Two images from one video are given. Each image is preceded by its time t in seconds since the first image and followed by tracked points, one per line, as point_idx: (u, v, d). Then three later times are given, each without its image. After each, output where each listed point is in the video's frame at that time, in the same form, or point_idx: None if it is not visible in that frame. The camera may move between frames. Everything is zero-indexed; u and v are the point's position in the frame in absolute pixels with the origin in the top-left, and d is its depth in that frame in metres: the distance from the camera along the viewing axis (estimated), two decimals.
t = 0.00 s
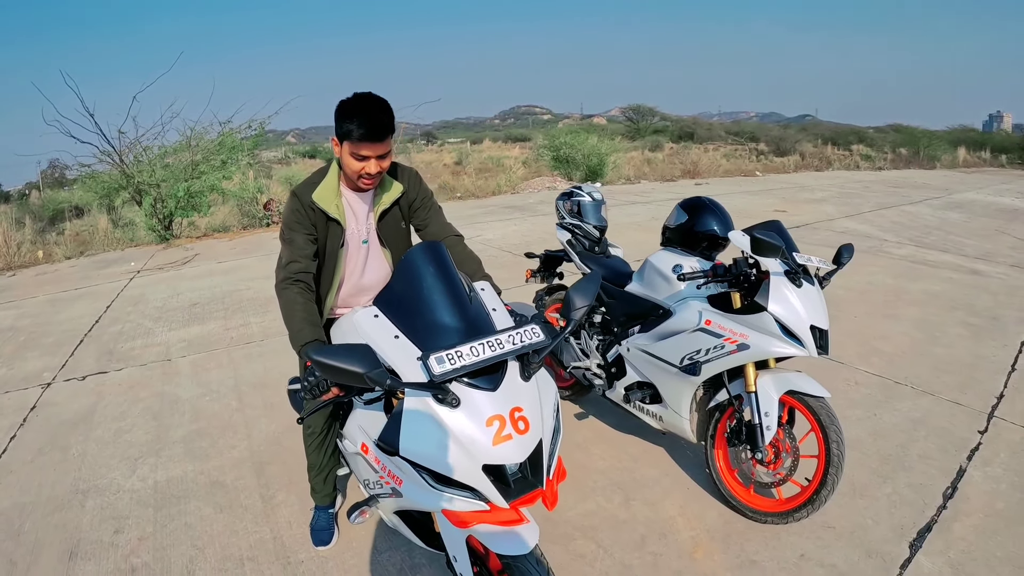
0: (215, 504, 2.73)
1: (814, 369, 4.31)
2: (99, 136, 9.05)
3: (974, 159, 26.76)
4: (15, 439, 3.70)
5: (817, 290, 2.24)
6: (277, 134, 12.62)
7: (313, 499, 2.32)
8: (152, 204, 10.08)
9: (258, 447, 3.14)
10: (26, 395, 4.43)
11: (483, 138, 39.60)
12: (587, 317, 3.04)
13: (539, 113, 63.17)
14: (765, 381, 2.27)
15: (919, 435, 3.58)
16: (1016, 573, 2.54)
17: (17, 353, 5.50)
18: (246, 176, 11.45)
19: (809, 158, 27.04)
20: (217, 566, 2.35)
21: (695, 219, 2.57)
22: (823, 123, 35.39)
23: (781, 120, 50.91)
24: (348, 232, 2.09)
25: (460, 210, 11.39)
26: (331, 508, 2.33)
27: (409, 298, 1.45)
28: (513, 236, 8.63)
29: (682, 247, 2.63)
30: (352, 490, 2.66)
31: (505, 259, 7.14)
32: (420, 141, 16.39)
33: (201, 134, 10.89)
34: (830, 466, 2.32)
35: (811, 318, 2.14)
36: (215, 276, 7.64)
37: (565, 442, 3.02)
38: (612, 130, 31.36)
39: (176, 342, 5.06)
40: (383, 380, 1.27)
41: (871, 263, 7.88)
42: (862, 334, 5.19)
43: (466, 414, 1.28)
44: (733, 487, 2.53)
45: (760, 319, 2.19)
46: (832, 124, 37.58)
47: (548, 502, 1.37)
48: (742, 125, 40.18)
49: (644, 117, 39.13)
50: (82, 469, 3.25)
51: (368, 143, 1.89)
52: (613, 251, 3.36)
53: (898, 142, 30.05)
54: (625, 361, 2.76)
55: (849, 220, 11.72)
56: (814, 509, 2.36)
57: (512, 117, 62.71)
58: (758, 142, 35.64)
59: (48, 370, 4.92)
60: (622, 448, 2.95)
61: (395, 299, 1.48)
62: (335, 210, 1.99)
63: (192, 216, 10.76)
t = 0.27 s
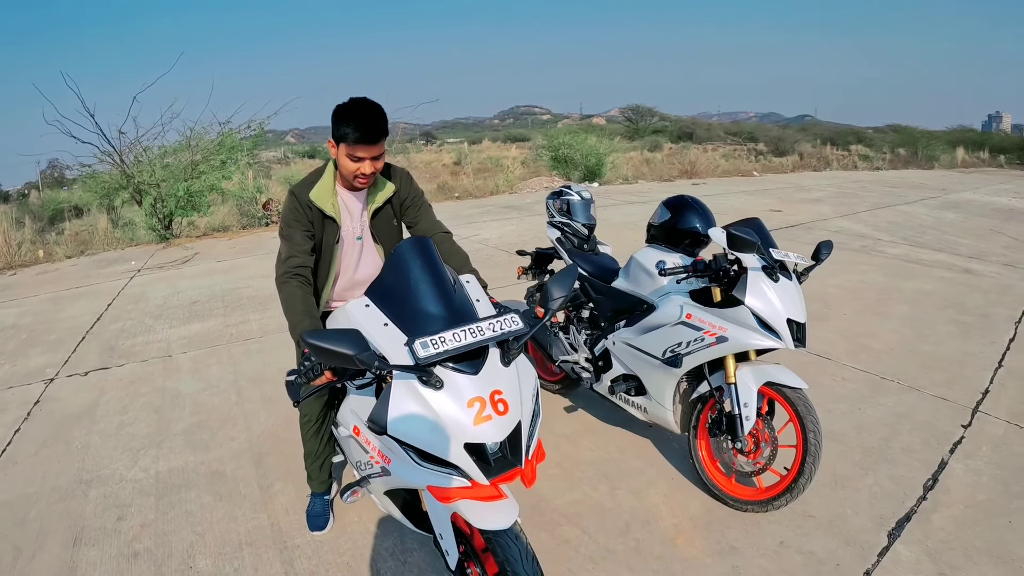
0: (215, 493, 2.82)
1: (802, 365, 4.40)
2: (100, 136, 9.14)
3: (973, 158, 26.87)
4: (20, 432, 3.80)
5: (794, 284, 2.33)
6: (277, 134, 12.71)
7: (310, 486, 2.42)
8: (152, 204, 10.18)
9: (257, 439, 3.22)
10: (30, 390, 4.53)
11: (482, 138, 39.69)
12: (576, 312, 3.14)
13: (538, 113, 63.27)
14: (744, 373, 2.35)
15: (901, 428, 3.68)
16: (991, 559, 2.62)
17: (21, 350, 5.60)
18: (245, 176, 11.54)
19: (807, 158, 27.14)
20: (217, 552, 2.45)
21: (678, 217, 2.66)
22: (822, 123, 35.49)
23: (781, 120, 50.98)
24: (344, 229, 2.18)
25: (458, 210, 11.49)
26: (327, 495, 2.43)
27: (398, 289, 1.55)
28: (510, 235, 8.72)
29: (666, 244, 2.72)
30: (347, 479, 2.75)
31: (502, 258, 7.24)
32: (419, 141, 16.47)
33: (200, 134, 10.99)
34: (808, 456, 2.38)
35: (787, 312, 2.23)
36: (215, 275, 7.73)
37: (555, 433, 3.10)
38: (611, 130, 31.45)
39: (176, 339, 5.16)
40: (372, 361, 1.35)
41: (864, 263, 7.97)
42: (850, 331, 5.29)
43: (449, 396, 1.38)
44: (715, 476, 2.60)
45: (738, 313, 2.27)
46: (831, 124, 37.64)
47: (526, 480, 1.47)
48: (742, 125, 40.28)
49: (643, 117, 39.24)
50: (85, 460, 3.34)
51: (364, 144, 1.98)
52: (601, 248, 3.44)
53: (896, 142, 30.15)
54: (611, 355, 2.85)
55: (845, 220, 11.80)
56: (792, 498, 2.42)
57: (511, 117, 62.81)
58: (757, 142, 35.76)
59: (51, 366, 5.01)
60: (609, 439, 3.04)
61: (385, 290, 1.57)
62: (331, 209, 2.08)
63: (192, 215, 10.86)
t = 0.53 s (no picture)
0: (223, 481, 2.94)
1: (793, 361, 4.52)
2: (103, 137, 9.25)
3: (970, 159, 26.99)
4: (32, 425, 3.92)
5: (777, 280, 2.44)
6: (277, 135, 12.82)
7: (316, 473, 2.54)
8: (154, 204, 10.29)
9: (263, 430, 3.34)
10: (39, 386, 4.64)
11: (482, 138, 39.78)
12: (571, 308, 3.27)
13: (538, 114, 63.37)
14: (730, 365, 2.46)
15: (887, 421, 3.80)
16: (968, 544, 2.73)
17: (28, 347, 5.72)
18: (246, 176, 11.65)
19: (806, 158, 27.26)
20: (226, 536, 2.56)
21: (667, 216, 2.78)
22: (820, 124, 35.61)
23: (780, 120, 51.07)
24: (350, 226, 2.29)
25: (458, 210, 11.61)
26: (332, 481, 2.55)
27: (404, 282, 1.67)
28: (508, 235, 8.84)
29: (656, 242, 2.83)
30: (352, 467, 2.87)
31: (500, 257, 7.35)
32: (419, 141, 16.58)
33: (202, 135, 11.09)
34: (791, 443, 2.49)
35: (770, 306, 2.35)
36: (217, 274, 7.84)
37: (550, 425, 3.23)
38: (610, 130, 31.55)
39: (181, 336, 5.27)
40: (381, 344, 1.47)
41: (857, 262, 8.09)
42: (841, 328, 5.41)
43: (450, 378, 1.51)
44: (703, 464, 2.72)
45: (723, 307, 2.39)
46: (830, 124, 37.75)
47: (521, 457, 1.59)
48: (741, 126, 40.38)
49: (642, 118, 39.39)
50: (96, 451, 3.46)
51: (372, 146, 2.09)
52: (596, 247, 3.56)
53: (894, 143, 30.27)
54: (604, 348, 2.97)
55: (841, 219, 11.92)
56: (776, 483, 2.54)
57: (511, 117, 62.92)
58: (756, 143, 35.88)
59: (59, 362, 5.13)
60: (603, 430, 3.16)
61: (391, 283, 1.70)
62: (339, 207, 2.20)
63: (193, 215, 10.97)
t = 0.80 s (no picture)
0: (235, 466, 3.06)
1: (787, 353, 4.65)
2: (108, 138, 9.37)
3: (969, 159, 27.12)
4: (46, 416, 4.03)
5: (766, 270, 2.57)
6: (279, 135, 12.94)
7: (327, 455, 2.66)
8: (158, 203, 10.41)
9: (273, 418, 3.47)
10: (50, 379, 4.75)
11: (481, 139, 39.87)
12: (571, 299, 3.40)
13: (538, 115, 63.47)
14: (722, 350, 2.59)
15: (876, 409, 3.93)
16: (951, 523, 2.87)
17: (38, 342, 5.83)
18: (248, 176, 11.76)
19: (805, 159, 27.39)
20: (241, 515, 2.68)
21: (662, 211, 2.90)
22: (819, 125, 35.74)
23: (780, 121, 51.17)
24: (365, 217, 2.43)
25: (458, 210, 11.73)
26: (342, 463, 2.67)
27: (417, 267, 1.80)
28: (509, 234, 8.96)
29: (652, 236, 2.96)
30: (361, 451, 3.00)
31: (501, 255, 7.48)
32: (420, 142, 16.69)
33: (205, 135, 11.21)
34: (780, 424, 2.62)
35: (759, 294, 2.47)
36: (222, 272, 7.96)
37: (551, 411, 3.36)
38: (610, 131, 31.66)
39: (189, 331, 5.39)
40: (399, 320, 1.60)
41: (853, 260, 8.22)
42: (835, 323, 5.54)
43: (460, 353, 1.64)
44: (697, 446, 2.85)
45: (715, 295, 2.52)
46: (829, 124, 37.85)
47: (524, 428, 1.73)
48: (740, 127, 40.51)
49: (642, 119, 39.55)
50: (110, 439, 3.58)
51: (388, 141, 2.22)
52: (595, 241, 3.67)
53: (893, 144, 30.41)
54: (603, 337, 3.10)
55: (837, 219, 12.04)
56: (766, 463, 2.67)
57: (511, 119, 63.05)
58: (755, 144, 36.01)
59: (68, 356, 5.24)
60: (602, 416, 3.29)
61: (405, 268, 1.82)
62: (355, 199, 2.34)
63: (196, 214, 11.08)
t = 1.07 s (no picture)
0: (246, 452, 3.18)
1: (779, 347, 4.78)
2: (113, 138, 9.49)
3: (968, 160, 27.24)
4: (59, 408, 4.15)
5: (754, 264, 2.71)
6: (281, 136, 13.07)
7: (336, 440, 2.79)
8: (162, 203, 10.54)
9: (282, 408, 3.59)
10: (61, 373, 4.88)
11: (482, 141, 40.02)
12: (569, 294, 3.54)
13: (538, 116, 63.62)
14: (712, 340, 2.73)
15: (865, 400, 4.07)
16: (933, 507, 3.01)
17: (47, 338, 5.96)
18: (250, 176, 11.88)
19: (805, 160, 27.51)
20: (253, 497, 2.80)
21: (656, 208, 3.04)
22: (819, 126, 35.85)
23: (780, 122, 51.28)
24: (374, 212, 2.55)
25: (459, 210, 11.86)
26: (351, 448, 2.80)
27: (424, 258, 1.93)
28: (509, 233, 9.09)
29: (646, 232, 3.10)
30: (368, 437, 3.12)
31: (501, 254, 7.61)
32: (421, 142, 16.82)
33: (208, 136, 11.33)
34: (768, 410, 2.77)
35: (746, 286, 2.61)
36: (227, 270, 8.09)
37: (550, 402, 3.49)
38: (610, 132, 31.77)
39: (196, 327, 5.52)
40: (409, 306, 1.73)
41: (848, 258, 8.35)
42: (827, 319, 5.67)
43: (464, 337, 1.76)
44: (690, 433, 2.99)
45: (704, 287, 2.65)
46: (829, 125, 37.98)
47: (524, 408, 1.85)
48: (740, 128, 40.64)
49: (642, 120, 39.68)
50: (123, 429, 3.70)
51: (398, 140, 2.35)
52: (593, 239, 3.77)
53: (893, 145, 30.55)
54: (599, 329, 3.23)
55: (834, 219, 12.16)
56: (755, 448, 2.81)
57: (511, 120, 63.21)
58: (755, 145, 36.15)
59: (78, 351, 5.36)
60: (599, 406, 3.43)
61: (413, 260, 1.96)
62: (365, 195, 2.47)
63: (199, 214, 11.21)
